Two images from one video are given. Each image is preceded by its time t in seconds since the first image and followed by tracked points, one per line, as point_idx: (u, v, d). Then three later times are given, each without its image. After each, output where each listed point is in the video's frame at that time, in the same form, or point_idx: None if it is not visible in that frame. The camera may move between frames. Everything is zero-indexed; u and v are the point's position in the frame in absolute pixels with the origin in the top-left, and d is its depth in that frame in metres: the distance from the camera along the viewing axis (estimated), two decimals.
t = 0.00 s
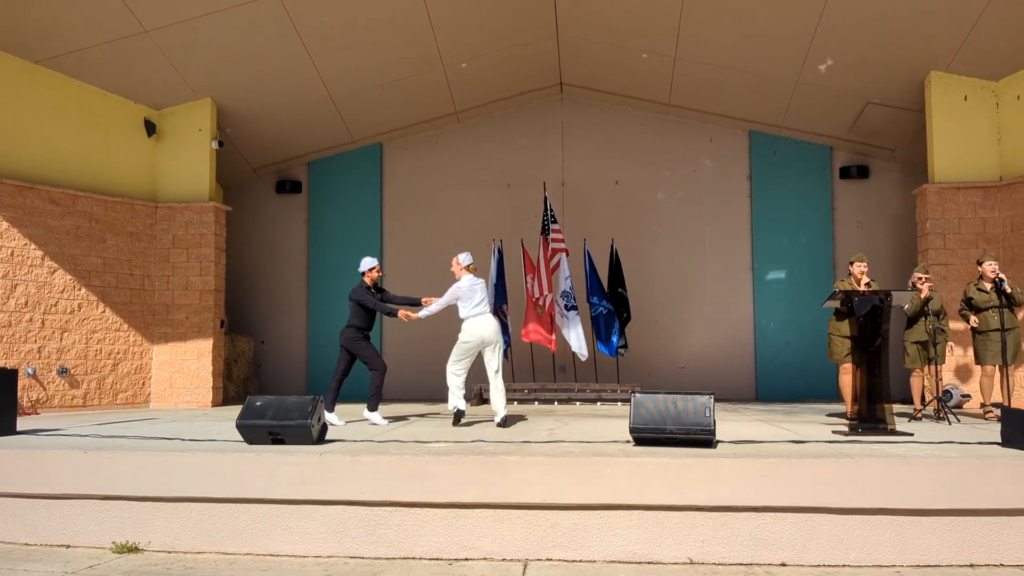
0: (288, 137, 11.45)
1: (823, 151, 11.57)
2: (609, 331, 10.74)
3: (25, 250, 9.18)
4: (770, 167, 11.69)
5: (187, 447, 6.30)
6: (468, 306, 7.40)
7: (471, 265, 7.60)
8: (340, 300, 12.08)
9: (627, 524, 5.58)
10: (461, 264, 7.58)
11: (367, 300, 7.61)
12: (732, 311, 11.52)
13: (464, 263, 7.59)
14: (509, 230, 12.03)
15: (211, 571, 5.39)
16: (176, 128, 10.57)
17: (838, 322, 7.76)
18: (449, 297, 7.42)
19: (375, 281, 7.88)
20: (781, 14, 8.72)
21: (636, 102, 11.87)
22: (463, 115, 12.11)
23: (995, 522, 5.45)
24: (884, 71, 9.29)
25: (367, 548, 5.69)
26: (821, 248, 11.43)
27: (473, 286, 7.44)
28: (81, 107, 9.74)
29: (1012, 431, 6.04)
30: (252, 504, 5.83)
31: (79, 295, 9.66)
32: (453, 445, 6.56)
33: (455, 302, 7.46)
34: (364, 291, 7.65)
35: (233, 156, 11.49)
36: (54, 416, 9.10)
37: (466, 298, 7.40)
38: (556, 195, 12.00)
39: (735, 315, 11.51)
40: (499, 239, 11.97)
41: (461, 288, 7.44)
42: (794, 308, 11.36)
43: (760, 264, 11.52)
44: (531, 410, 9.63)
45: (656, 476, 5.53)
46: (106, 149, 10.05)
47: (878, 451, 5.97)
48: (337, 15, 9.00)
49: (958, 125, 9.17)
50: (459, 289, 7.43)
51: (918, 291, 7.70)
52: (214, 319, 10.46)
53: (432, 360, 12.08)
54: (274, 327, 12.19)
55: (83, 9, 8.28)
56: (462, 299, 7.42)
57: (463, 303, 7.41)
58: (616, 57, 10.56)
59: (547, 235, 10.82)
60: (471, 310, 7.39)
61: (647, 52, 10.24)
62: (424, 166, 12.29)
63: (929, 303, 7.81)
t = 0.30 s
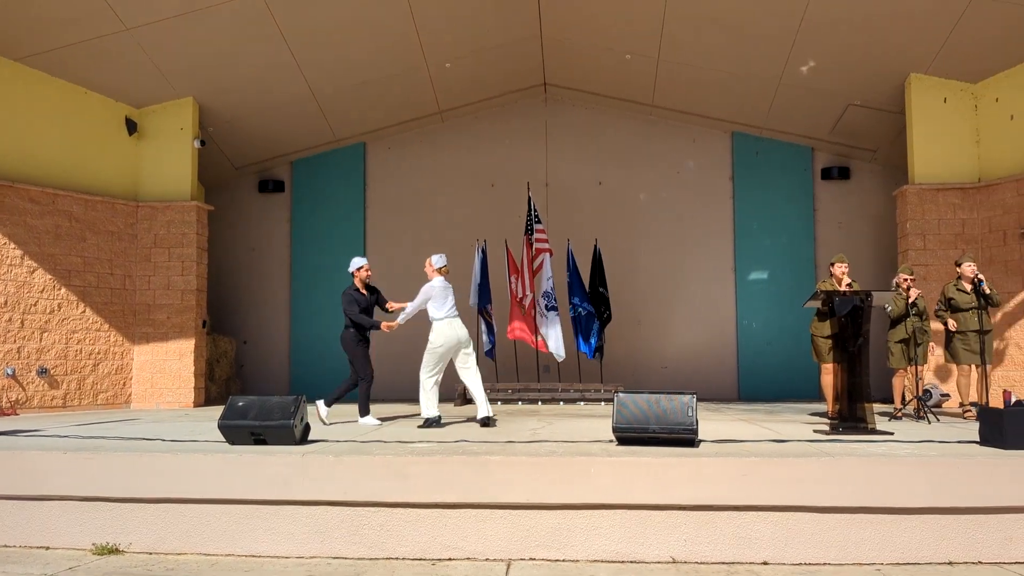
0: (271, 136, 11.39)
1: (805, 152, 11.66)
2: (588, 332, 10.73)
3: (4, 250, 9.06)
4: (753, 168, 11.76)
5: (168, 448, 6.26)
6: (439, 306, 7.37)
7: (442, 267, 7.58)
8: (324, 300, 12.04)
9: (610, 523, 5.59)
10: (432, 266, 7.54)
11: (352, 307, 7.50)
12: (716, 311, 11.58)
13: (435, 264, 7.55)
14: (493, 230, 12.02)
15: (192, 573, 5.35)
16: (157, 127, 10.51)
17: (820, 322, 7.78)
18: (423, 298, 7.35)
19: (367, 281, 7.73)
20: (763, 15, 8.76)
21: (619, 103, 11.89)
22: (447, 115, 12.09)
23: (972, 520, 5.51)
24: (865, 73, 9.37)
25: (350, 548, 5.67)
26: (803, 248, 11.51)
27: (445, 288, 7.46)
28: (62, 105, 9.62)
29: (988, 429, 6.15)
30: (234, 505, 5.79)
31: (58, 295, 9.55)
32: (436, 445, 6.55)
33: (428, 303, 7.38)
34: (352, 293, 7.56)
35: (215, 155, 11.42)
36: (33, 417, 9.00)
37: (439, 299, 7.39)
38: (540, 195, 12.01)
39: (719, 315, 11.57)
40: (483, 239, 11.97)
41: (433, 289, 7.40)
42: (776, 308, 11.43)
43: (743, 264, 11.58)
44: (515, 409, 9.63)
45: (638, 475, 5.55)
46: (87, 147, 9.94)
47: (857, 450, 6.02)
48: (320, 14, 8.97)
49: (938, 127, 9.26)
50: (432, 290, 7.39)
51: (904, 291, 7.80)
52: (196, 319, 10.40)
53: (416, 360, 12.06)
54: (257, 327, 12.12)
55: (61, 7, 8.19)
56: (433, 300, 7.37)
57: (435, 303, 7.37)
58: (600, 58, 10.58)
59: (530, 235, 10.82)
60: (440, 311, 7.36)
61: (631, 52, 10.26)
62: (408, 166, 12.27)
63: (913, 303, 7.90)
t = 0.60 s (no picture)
0: (256, 135, 11.34)
1: (790, 153, 11.72)
2: (569, 333, 10.77)
3: None
4: (739, 168, 11.81)
5: (152, 449, 6.21)
6: (404, 306, 7.28)
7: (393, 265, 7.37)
8: (310, 299, 11.99)
9: (596, 523, 5.60)
10: (394, 268, 7.36)
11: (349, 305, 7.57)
12: (702, 311, 11.62)
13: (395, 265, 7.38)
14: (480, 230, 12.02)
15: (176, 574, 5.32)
16: (142, 125, 10.44)
17: (804, 321, 7.82)
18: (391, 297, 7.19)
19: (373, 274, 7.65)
20: (748, 16, 8.80)
21: (606, 103, 11.91)
22: (434, 114, 12.08)
23: (954, 519, 5.56)
24: (849, 74, 9.42)
25: (335, 549, 5.65)
26: (788, 248, 11.56)
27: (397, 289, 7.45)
28: (45, 103, 9.55)
29: (970, 429, 6.22)
30: (220, 505, 5.76)
31: (41, 295, 9.47)
32: (421, 446, 6.54)
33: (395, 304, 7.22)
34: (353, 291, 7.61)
35: (200, 154, 11.35)
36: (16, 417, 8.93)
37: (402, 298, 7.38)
38: (527, 195, 12.02)
39: (705, 314, 11.61)
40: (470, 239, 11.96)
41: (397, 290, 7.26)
42: (763, 308, 11.48)
43: (729, 264, 11.62)
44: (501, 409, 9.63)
45: (623, 475, 5.56)
46: (70, 146, 9.86)
47: (842, 450, 6.05)
48: (306, 14, 8.94)
49: (921, 129, 9.33)
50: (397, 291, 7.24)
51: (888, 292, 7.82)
52: (180, 319, 10.34)
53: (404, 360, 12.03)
54: (243, 327, 12.06)
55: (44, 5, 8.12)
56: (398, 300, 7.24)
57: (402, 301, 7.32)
58: (587, 58, 10.59)
59: (517, 235, 10.81)
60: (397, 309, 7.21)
61: (617, 53, 10.28)
62: (395, 166, 12.24)
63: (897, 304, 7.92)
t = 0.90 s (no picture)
0: (245, 135, 11.30)
1: (779, 153, 11.75)
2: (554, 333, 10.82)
3: None
4: (728, 168, 11.83)
5: (140, 449, 6.18)
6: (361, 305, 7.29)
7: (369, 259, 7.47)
8: (300, 299, 11.96)
9: (585, 522, 5.60)
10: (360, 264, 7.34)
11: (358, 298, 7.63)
12: (692, 311, 11.63)
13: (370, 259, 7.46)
14: (471, 230, 12.01)
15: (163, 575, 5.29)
16: (130, 125, 10.39)
17: (792, 320, 7.84)
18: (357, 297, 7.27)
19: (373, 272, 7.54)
20: (737, 16, 8.81)
21: (595, 103, 11.92)
22: (423, 114, 12.06)
23: (942, 517, 5.59)
24: (837, 75, 9.46)
25: (324, 549, 5.63)
26: (777, 248, 11.59)
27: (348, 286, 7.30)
28: (32, 102, 9.48)
29: (958, 428, 6.25)
30: (209, 505, 5.74)
31: (28, 295, 9.41)
32: (411, 446, 6.53)
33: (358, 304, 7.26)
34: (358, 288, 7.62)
35: (189, 153, 11.31)
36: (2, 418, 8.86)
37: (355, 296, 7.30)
38: (517, 194, 12.02)
39: (695, 314, 11.63)
40: (459, 239, 11.95)
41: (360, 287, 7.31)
42: (753, 307, 11.50)
43: (718, 264, 11.64)
44: (491, 409, 9.61)
45: (611, 475, 5.56)
46: (58, 145, 9.80)
47: (830, 449, 6.07)
48: (294, 13, 8.92)
49: (908, 129, 9.37)
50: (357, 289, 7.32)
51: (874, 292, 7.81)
52: (169, 319, 10.30)
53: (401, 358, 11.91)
54: (233, 326, 12.02)
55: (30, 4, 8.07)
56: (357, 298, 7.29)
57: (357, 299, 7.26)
58: (576, 59, 10.60)
59: (506, 235, 10.81)
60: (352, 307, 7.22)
61: (607, 53, 10.28)
62: (384, 165, 12.22)
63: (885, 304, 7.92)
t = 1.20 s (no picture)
0: (235, 134, 11.26)
1: (770, 153, 11.78)
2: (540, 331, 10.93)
3: None
4: (719, 168, 11.86)
5: (129, 449, 6.14)
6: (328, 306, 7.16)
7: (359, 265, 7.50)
8: (291, 299, 11.92)
9: (576, 521, 5.60)
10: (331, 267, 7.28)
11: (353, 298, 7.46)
12: (684, 311, 11.65)
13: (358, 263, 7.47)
14: (463, 230, 12.00)
15: None
16: (119, 124, 10.34)
17: (782, 320, 7.86)
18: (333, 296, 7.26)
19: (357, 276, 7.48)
20: (729, 16, 8.83)
21: (587, 103, 11.93)
22: (414, 113, 12.04)
23: (931, 516, 5.61)
24: (827, 75, 9.49)
25: (315, 549, 5.62)
26: (768, 248, 11.62)
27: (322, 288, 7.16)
28: (21, 100, 9.41)
29: (947, 427, 6.28)
30: (199, 505, 5.71)
31: (17, 294, 9.35)
32: (401, 445, 6.52)
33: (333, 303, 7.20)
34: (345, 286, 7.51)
35: (179, 152, 11.26)
36: None
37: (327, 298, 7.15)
38: (508, 194, 12.01)
39: (686, 314, 11.65)
40: (451, 239, 11.93)
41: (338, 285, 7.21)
42: (744, 307, 11.53)
43: (709, 263, 11.67)
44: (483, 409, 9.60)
45: (602, 474, 5.56)
46: (47, 144, 9.74)
47: (820, 448, 6.09)
48: (285, 12, 8.89)
49: (898, 129, 9.41)
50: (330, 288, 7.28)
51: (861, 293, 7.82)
52: (158, 318, 10.26)
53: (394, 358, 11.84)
54: (223, 326, 11.97)
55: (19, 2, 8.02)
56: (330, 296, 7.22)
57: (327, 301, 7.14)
58: (567, 58, 10.61)
59: (497, 234, 10.81)
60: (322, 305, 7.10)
61: (598, 53, 10.29)
62: (376, 165, 12.19)
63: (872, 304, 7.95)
